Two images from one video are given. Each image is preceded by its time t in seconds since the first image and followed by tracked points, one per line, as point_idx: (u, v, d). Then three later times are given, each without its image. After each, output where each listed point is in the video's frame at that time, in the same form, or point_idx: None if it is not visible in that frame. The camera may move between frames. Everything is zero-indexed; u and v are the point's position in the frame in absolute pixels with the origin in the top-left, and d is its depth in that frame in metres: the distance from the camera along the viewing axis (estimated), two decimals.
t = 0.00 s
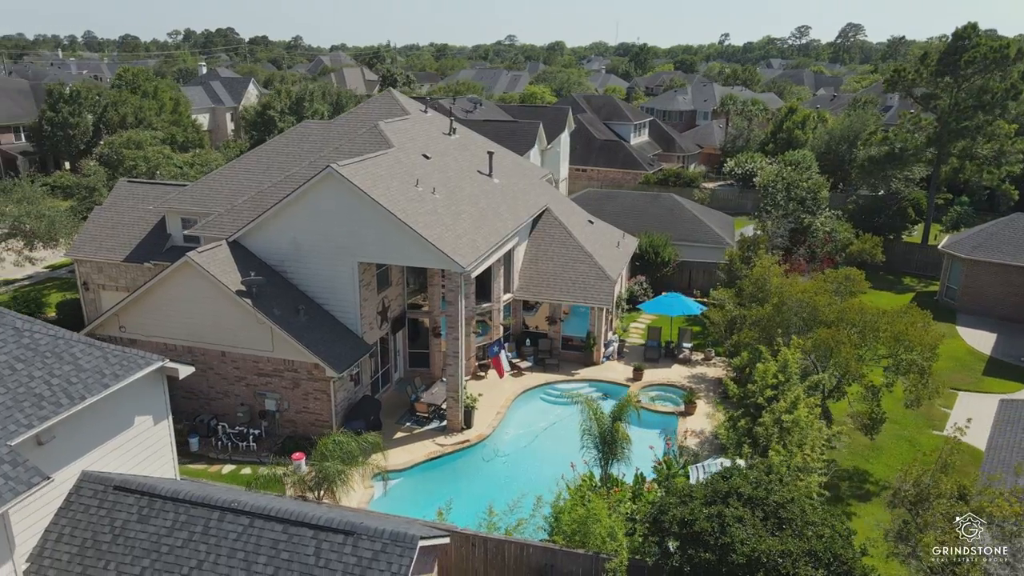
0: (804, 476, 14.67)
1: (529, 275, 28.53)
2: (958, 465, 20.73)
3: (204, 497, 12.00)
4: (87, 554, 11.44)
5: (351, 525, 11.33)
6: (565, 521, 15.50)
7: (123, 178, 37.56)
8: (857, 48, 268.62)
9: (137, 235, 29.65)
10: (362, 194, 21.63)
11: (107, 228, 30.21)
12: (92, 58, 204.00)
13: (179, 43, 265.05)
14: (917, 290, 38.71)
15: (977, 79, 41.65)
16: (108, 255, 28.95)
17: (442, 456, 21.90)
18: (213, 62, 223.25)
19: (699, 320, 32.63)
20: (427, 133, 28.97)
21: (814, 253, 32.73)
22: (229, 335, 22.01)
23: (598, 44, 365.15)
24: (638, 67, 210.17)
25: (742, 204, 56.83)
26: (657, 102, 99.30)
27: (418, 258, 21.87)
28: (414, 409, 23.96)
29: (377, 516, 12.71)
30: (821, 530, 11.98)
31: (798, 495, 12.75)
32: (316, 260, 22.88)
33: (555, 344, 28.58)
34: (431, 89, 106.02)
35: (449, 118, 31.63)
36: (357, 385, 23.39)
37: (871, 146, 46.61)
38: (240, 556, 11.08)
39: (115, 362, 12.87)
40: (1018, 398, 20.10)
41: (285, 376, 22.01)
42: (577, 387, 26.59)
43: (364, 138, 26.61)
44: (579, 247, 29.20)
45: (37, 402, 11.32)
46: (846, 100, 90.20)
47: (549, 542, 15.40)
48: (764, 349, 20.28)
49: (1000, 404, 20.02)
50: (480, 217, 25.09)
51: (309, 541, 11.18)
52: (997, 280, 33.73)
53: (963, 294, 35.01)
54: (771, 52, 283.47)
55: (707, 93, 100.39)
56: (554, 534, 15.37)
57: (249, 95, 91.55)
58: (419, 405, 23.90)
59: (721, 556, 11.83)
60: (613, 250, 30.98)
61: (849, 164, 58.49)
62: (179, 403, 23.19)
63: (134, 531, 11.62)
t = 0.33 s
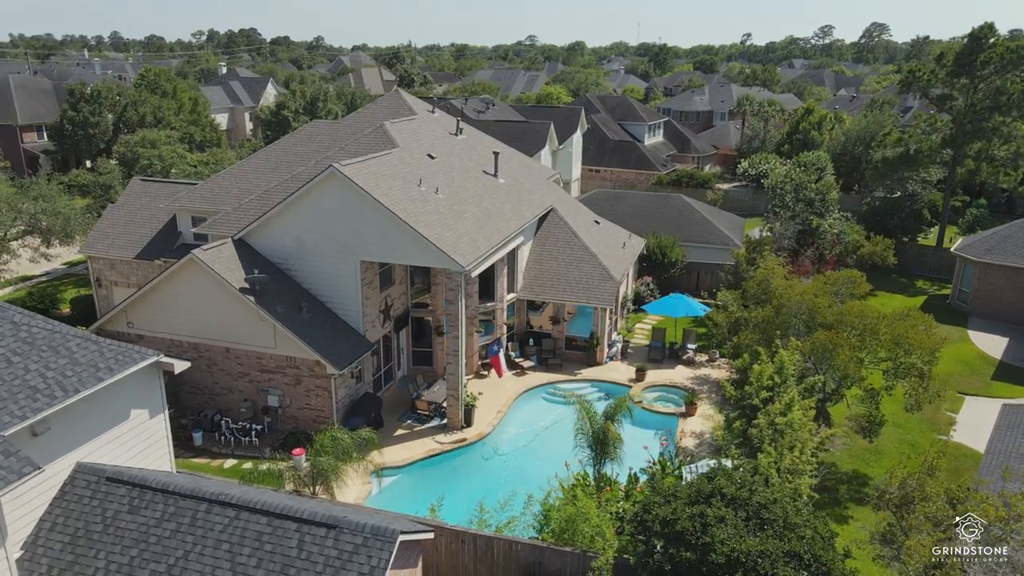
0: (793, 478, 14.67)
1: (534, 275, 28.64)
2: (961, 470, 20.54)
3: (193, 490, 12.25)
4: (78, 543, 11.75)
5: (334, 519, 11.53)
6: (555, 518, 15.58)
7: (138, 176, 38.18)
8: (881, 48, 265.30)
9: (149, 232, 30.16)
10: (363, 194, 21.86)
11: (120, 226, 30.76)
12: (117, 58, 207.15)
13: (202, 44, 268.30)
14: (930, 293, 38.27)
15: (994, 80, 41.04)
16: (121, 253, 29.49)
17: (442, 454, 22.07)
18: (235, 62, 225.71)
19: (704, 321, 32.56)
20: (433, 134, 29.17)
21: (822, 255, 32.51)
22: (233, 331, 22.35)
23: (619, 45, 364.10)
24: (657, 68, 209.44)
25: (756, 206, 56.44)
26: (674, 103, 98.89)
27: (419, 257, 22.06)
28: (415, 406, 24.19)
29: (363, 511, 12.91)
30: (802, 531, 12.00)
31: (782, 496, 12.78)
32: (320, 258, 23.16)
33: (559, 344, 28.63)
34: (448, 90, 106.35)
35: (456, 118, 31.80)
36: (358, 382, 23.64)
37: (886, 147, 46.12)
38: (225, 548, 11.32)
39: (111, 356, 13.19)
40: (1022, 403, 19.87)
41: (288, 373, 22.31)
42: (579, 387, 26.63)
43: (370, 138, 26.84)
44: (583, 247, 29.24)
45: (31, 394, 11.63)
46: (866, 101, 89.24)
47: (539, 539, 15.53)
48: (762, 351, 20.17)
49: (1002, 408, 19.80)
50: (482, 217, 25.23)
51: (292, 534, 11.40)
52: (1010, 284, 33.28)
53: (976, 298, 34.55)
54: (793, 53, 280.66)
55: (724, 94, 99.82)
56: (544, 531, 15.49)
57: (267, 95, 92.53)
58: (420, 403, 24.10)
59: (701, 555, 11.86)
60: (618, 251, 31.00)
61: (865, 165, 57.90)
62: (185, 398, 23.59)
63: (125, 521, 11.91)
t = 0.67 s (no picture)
0: (784, 481, 14.62)
1: (538, 275, 28.70)
2: (963, 474, 20.31)
3: (182, 483, 12.48)
4: (70, 533, 12.02)
5: (317, 513, 11.68)
6: (544, 517, 15.64)
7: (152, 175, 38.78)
8: (905, 48, 261.73)
9: (160, 230, 30.63)
10: (364, 193, 22.06)
11: (132, 224, 31.28)
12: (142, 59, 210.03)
13: (224, 44, 271.02)
14: (943, 296, 37.77)
15: (1011, 80, 40.41)
16: (132, 250, 29.99)
17: (441, 452, 22.24)
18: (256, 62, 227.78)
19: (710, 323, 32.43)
20: (439, 134, 29.34)
21: (831, 256, 32.07)
22: (236, 328, 22.65)
23: (639, 45, 362.54)
24: (676, 68, 208.28)
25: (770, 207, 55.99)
26: (691, 103, 98.38)
27: (419, 257, 22.22)
28: (416, 405, 24.36)
29: (349, 506, 13.09)
30: (784, 533, 12.00)
31: (765, 497, 12.77)
32: (322, 257, 23.40)
33: (563, 344, 28.75)
34: (465, 90, 106.56)
35: (463, 119, 31.94)
36: (360, 380, 23.84)
37: (901, 148, 45.56)
38: (210, 540, 11.52)
39: (105, 350, 13.47)
40: None
41: (289, 370, 22.56)
42: (581, 387, 26.62)
43: (375, 138, 27.06)
44: (588, 248, 29.22)
45: (25, 386, 11.92)
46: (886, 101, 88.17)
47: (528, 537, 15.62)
48: (760, 352, 20.03)
49: (1006, 413, 19.52)
50: (485, 216, 25.33)
51: (275, 527, 11.57)
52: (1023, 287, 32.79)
53: (989, 301, 34.06)
54: (816, 53, 277.70)
55: (742, 95, 99.11)
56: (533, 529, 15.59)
57: (285, 95, 93.36)
58: (420, 401, 24.24)
59: (682, 555, 11.89)
60: (624, 251, 30.99)
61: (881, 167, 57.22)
62: (190, 394, 23.96)
63: (114, 512, 12.17)
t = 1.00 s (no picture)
0: (778, 484, 14.53)
1: (545, 275, 28.72)
2: (969, 480, 19.97)
3: (173, 476, 12.69)
4: (63, 524, 12.30)
5: (302, 509, 11.83)
6: (536, 517, 15.66)
7: (170, 174, 39.44)
8: (934, 48, 257.54)
9: (174, 228, 31.11)
10: (368, 192, 22.24)
11: (147, 221, 31.82)
12: (169, 59, 213.36)
13: (249, 45, 274.20)
14: (961, 300, 37.16)
15: None
16: (146, 247, 30.51)
17: (442, 450, 22.35)
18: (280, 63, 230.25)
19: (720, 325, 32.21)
20: (447, 134, 29.47)
21: (844, 259, 31.48)
22: (242, 325, 22.95)
23: (664, 45, 361.03)
24: (700, 69, 206.99)
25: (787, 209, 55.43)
26: (711, 104, 97.79)
27: (421, 256, 22.34)
28: (419, 403, 24.50)
29: (338, 502, 13.23)
30: (768, 536, 11.95)
31: (752, 500, 12.71)
32: (327, 255, 23.62)
33: (569, 344, 28.75)
34: (485, 90, 106.81)
35: (472, 119, 32.06)
36: (364, 377, 24.03)
37: (921, 150, 44.89)
38: (197, 533, 11.72)
39: (102, 345, 13.74)
40: None
41: (294, 367, 22.79)
42: (586, 388, 26.59)
43: (383, 137, 27.26)
44: (595, 248, 29.15)
45: (21, 379, 12.21)
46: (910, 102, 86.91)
47: (519, 536, 15.66)
48: (761, 355, 19.88)
49: (1013, 419, 19.17)
50: (490, 216, 25.42)
51: (261, 521, 11.73)
52: None
53: (1006, 306, 33.48)
54: (843, 53, 274.17)
55: (763, 96, 98.36)
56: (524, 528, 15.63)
57: (306, 95, 94.31)
58: (423, 400, 24.37)
59: (665, 557, 11.88)
60: (632, 252, 30.89)
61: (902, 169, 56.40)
62: (197, 389, 24.33)
63: (107, 504, 12.43)
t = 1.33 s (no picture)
0: (772, 488, 14.36)
1: (552, 276, 28.63)
2: (977, 487, 19.56)
3: (162, 472, 12.83)
4: (54, 516, 12.48)
5: (285, 506, 11.89)
6: (527, 518, 15.59)
7: (185, 173, 39.94)
8: (964, 47, 252.75)
9: (186, 226, 31.46)
10: (371, 192, 22.32)
11: (160, 219, 32.25)
12: (195, 59, 216.20)
13: (274, 45, 276.80)
14: (979, 304, 36.45)
15: None
16: (159, 245, 30.92)
17: (442, 450, 22.37)
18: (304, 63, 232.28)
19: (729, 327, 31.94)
20: (456, 133, 29.49)
21: (855, 261, 31.43)
22: (247, 323, 23.14)
23: (688, 45, 358.61)
24: (723, 69, 205.28)
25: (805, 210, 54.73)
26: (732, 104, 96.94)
27: (424, 256, 22.36)
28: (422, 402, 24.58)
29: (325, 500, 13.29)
30: (754, 542, 11.80)
31: (739, 505, 12.55)
32: (332, 254, 23.76)
33: (575, 345, 28.67)
34: (505, 90, 106.87)
35: (482, 119, 32.05)
36: (367, 376, 24.13)
37: (941, 151, 44.05)
38: (182, 529, 11.84)
39: (97, 341, 13.92)
40: None
41: (297, 365, 22.94)
42: (591, 389, 26.45)
43: (390, 137, 27.34)
44: (602, 249, 28.99)
45: (15, 374, 12.42)
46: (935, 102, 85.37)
47: (511, 536, 15.62)
48: (762, 358, 19.64)
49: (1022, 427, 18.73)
50: (495, 216, 25.38)
51: (245, 518, 11.82)
52: None
53: None
54: (870, 52, 270.15)
55: (785, 96, 97.33)
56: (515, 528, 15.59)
57: (327, 95, 95.00)
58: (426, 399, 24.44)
59: (649, 561, 11.79)
60: (641, 253, 30.67)
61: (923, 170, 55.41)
62: (203, 386, 24.59)
63: (97, 498, 12.59)
